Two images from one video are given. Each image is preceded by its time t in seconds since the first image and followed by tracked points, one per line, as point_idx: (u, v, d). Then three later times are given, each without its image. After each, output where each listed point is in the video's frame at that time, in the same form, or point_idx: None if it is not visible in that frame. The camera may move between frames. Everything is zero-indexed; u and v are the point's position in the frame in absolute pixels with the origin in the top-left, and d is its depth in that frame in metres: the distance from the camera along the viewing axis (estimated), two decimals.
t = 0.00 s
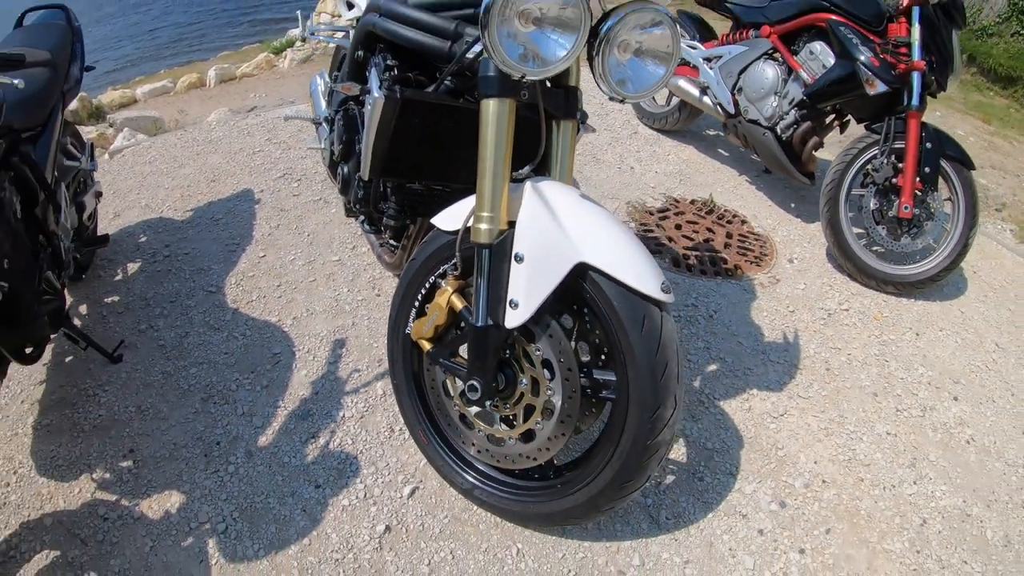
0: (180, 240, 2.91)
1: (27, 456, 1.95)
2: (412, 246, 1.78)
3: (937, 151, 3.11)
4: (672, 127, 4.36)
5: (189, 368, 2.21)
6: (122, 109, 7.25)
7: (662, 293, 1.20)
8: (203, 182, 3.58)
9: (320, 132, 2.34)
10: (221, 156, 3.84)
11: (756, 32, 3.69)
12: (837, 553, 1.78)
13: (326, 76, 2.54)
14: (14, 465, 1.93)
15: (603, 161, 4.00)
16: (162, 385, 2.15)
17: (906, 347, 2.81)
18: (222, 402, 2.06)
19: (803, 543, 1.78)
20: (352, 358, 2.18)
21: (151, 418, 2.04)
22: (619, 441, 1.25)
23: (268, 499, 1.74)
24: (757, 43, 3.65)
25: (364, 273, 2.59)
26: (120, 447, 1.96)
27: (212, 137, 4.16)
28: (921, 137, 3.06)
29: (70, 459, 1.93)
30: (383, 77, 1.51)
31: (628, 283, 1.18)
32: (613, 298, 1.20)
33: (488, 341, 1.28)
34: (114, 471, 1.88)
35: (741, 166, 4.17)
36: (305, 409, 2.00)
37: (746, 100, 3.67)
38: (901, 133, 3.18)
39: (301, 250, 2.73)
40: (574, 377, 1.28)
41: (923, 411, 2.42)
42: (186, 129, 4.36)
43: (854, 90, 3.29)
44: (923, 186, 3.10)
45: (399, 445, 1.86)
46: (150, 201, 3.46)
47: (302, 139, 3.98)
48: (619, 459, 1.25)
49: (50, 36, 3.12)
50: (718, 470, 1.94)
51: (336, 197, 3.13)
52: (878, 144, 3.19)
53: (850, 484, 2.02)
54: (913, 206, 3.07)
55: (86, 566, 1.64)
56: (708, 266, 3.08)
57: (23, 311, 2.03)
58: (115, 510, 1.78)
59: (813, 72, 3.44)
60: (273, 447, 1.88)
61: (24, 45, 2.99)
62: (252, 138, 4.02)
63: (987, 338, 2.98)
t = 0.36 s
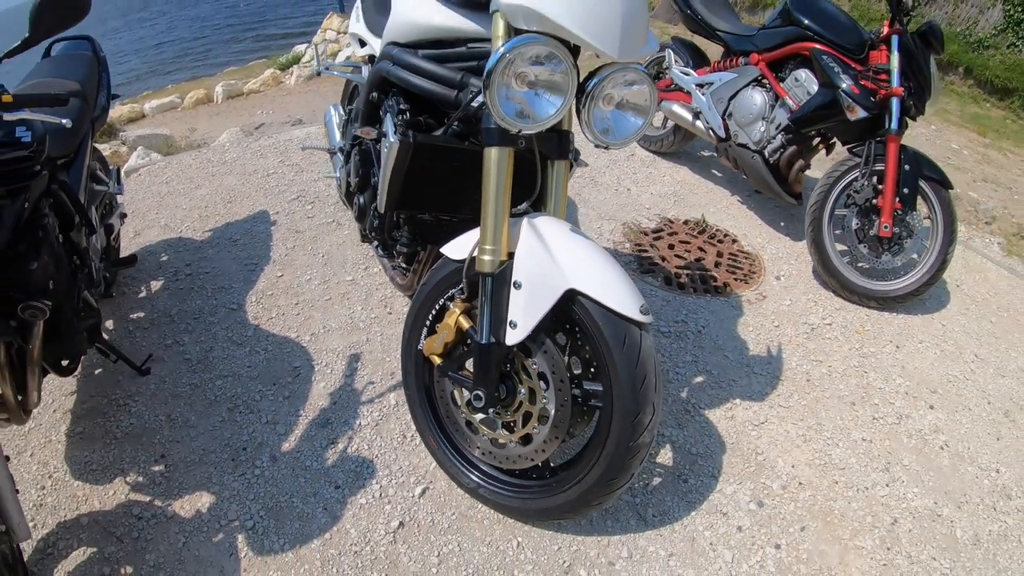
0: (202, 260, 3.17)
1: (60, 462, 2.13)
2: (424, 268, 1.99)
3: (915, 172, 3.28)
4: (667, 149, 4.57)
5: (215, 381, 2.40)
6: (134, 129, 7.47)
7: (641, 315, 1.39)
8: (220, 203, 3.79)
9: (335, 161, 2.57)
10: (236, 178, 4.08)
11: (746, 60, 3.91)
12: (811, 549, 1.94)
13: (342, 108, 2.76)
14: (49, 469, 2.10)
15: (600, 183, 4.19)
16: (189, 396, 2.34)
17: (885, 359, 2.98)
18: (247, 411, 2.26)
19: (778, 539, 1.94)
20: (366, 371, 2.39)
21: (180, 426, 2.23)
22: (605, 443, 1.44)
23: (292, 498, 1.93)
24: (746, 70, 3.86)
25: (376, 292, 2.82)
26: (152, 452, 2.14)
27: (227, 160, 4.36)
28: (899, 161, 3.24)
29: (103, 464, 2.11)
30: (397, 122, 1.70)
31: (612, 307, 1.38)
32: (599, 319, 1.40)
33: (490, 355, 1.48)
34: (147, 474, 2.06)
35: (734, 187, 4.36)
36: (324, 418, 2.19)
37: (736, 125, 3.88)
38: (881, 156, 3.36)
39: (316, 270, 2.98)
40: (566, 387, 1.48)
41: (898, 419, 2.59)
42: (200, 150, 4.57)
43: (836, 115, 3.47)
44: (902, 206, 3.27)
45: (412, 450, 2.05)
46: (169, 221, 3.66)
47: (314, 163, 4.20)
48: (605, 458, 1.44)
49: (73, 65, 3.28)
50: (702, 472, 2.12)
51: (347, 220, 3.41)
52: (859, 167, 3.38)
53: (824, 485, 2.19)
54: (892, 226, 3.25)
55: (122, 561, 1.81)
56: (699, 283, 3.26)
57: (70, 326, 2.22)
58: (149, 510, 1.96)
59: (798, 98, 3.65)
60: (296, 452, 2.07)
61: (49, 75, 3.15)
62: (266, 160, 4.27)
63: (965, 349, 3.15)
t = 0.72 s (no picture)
0: (218, 277, 3.38)
1: (86, 469, 2.27)
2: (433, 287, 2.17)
3: (896, 192, 3.43)
4: (663, 170, 4.75)
5: (235, 394, 2.57)
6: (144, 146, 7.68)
7: (629, 332, 1.56)
8: (232, 223, 3.97)
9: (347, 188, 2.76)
10: (247, 199, 4.27)
11: (736, 86, 4.10)
12: (793, 547, 2.09)
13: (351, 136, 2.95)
14: (75, 476, 2.24)
15: (597, 204, 4.37)
16: (210, 408, 2.50)
17: (869, 370, 3.13)
18: (265, 421, 2.42)
19: (761, 538, 2.09)
20: (378, 384, 2.57)
21: (202, 436, 2.38)
22: (599, 447, 1.61)
23: (311, 502, 2.08)
24: (736, 96, 4.04)
25: (386, 310, 3.02)
26: (176, 460, 2.29)
27: (237, 183, 4.55)
28: (881, 183, 3.40)
29: (127, 472, 2.25)
30: (409, 157, 1.86)
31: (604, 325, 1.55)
32: (592, 336, 1.57)
33: (495, 369, 1.64)
34: (172, 480, 2.21)
35: (726, 207, 4.53)
36: (339, 428, 2.35)
37: (727, 148, 4.06)
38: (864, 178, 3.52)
39: (328, 289, 3.19)
40: (564, 398, 1.64)
41: (879, 427, 2.74)
42: (210, 170, 4.76)
43: (821, 140, 3.63)
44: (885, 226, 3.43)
45: (423, 457, 2.21)
46: (183, 240, 3.83)
47: (322, 185, 4.40)
48: (599, 461, 1.60)
49: (92, 92, 3.41)
50: (691, 477, 2.27)
51: (356, 241, 3.64)
52: (842, 189, 3.55)
53: (807, 488, 2.33)
54: (876, 244, 3.41)
55: (149, 561, 1.94)
56: (691, 300, 3.42)
57: (105, 338, 2.35)
58: (174, 514, 2.10)
59: (785, 123, 3.82)
60: (312, 460, 2.23)
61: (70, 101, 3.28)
62: (275, 183, 4.49)
63: (947, 361, 3.31)
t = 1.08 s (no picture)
0: (232, 292, 3.54)
1: (108, 474, 2.40)
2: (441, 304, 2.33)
3: (879, 210, 3.58)
4: (658, 189, 4.94)
5: (252, 404, 2.72)
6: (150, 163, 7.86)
7: (622, 343, 1.73)
8: (242, 241, 4.14)
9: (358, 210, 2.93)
10: (256, 218, 4.44)
11: (727, 108, 4.29)
12: (779, 544, 2.23)
13: (361, 160, 3.13)
14: (98, 481, 2.37)
15: (595, 223, 4.54)
16: (228, 416, 2.65)
17: (854, 379, 3.29)
18: (282, 429, 2.57)
19: (748, 535, 2.23)
20: (388, 394, 2.73)
21: (221, 443, 2.53)
22: (596, 448, 1.76)
23: (326, 503, 2.23)
24: (727, 118, 4.24)
25: (394, 324, 3.18)
26: (196, 465, 2.43)
27: (246, 202, 4.72)
28: (864, 199, 3.56)
29: (148, 477, 2.39)
30: (420, 183, 2.02)
31: (599, 337, 1.72)
32: (589, 347, 1.73)
33: (500, 376, 1.81)
34: (193, 484, 2.35)
35: (719, 224, 4.71)
36: (352, 435, 2.51)
37: (719, 169, 4.24)
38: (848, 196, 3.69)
39: (338, 304, 3.36)
40: (563, 403, 1.81)
41: (863, 432, 2.89)
42: (219, 188, 4.94)
43: (808, 160, 3.81)
44: (869, 241, 3.58)
45: (431, 462, 2.36)
46: (195, 257, 3.99)
47: (329, 204, 4.58)
48: (596, 460, 1.76)
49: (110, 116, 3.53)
50: (682, 480, 2.41)
51: (364, 258, 3.82)
52: (827, 207, 3.72)
53: (793, 490, 2.48)
54: (860, 258, 3.56)
55: (172, 560, 2.08)
56: (683, 314, 3.58)
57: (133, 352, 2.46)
58: (195, 516, 2.24)
59: (773, 144, 4.00)
60: (327, 465, 2.38)
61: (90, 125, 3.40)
62: (283, 202, 4.67)
63: (930, 369, 3.47)
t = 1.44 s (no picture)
0: (243, 305, 3.71)
1: (127, 477, 2.54)
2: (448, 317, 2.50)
3: (862, 224, 3.75)
4: (652, 206, 5.12)
5: (266, 410, 2.87)
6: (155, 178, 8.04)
7: (615, 350, 1.90)
8: (252, 256, 4.30)
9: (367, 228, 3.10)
10: (264, 234, 4.61)
11: (717, 128, 4.47)
12: (765, 537, 2.38)
13: (367, 180, 3.29)
14: (119, 484, 2.51)
15: (591, 239, 4.72)
16: (244, 423, 2.80)
17: (838, 385, 3.45)
18: (296, 434, 2.73)
19: (736, 530, 2.38)
20: (396, 401, 2.89)
21: (238, 447, 2.67)
22: (592, 446, 1.92)
23: (340, 502, 2.38)
24: (716, 138, 4.43)
25: (401, 335, 3.35)
26: (214, 469, 2.58)
27: (253, 219, 4.89)
28: (847, 214, 3.74)
29: (167, 480, 2.53)
30: (429, 204, 2.19)
31: (595, 345, 1.89)
32: (586, 353, 1.90)
33: (504, 381, 1.97)
34: (212, 486, 2.49)
35: (711, 239, 4.89)
36: (363, 440, 2.66)
37: (709, 186, 4.42)
38: (832, 212, 3.87)
39: (347, 317, 3.52)
40: (563, 405, 1.97)
41: (846, 435, 3.05)
42: (225, 204, 5.12)
43: (793, 178, 3.99)
44: (852, 254, 3.75)
45: (439, 464, 2.51)
46: (205, 271, 4.15)
47: (334, 221, 4.76)
48: (593, 457, 1.92)
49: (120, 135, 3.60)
50: (674, 479, 2.57)
51: (370, 273, 4.00)
52: (812, 222, 3.91)
53: (779, 488, 2.63)
54: (844, 271, 3.73)
55: (192, 557, 2.21)
56: (676, 326, 3.74)
57: (155, 361, 2.61)
58: (214, 515, 2.38)
59: (760, 163, 4.19)
60: (339, 468, 2.53)
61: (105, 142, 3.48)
62: (290, 219, 4.84)
63: (913, 375, 3.64)
